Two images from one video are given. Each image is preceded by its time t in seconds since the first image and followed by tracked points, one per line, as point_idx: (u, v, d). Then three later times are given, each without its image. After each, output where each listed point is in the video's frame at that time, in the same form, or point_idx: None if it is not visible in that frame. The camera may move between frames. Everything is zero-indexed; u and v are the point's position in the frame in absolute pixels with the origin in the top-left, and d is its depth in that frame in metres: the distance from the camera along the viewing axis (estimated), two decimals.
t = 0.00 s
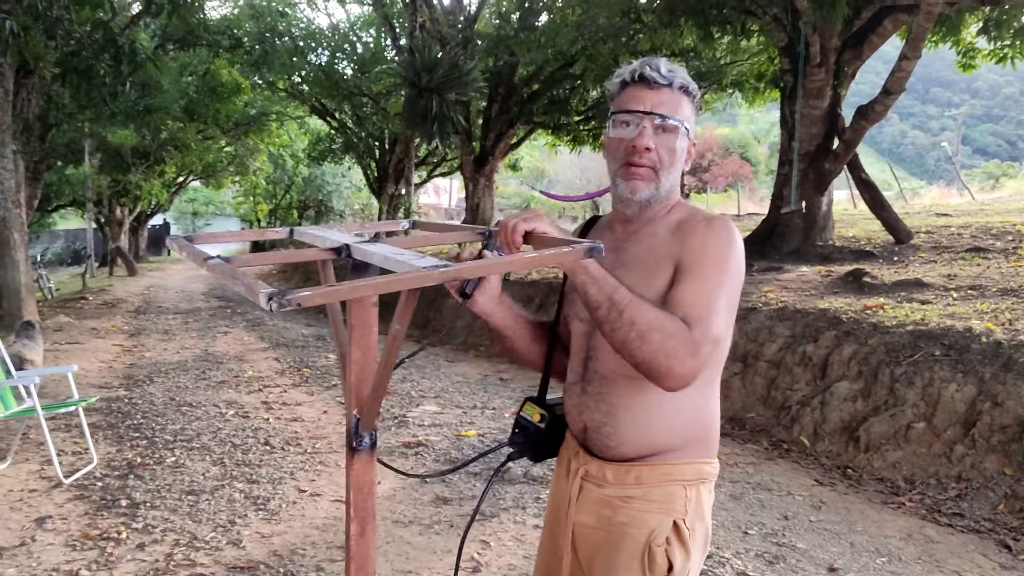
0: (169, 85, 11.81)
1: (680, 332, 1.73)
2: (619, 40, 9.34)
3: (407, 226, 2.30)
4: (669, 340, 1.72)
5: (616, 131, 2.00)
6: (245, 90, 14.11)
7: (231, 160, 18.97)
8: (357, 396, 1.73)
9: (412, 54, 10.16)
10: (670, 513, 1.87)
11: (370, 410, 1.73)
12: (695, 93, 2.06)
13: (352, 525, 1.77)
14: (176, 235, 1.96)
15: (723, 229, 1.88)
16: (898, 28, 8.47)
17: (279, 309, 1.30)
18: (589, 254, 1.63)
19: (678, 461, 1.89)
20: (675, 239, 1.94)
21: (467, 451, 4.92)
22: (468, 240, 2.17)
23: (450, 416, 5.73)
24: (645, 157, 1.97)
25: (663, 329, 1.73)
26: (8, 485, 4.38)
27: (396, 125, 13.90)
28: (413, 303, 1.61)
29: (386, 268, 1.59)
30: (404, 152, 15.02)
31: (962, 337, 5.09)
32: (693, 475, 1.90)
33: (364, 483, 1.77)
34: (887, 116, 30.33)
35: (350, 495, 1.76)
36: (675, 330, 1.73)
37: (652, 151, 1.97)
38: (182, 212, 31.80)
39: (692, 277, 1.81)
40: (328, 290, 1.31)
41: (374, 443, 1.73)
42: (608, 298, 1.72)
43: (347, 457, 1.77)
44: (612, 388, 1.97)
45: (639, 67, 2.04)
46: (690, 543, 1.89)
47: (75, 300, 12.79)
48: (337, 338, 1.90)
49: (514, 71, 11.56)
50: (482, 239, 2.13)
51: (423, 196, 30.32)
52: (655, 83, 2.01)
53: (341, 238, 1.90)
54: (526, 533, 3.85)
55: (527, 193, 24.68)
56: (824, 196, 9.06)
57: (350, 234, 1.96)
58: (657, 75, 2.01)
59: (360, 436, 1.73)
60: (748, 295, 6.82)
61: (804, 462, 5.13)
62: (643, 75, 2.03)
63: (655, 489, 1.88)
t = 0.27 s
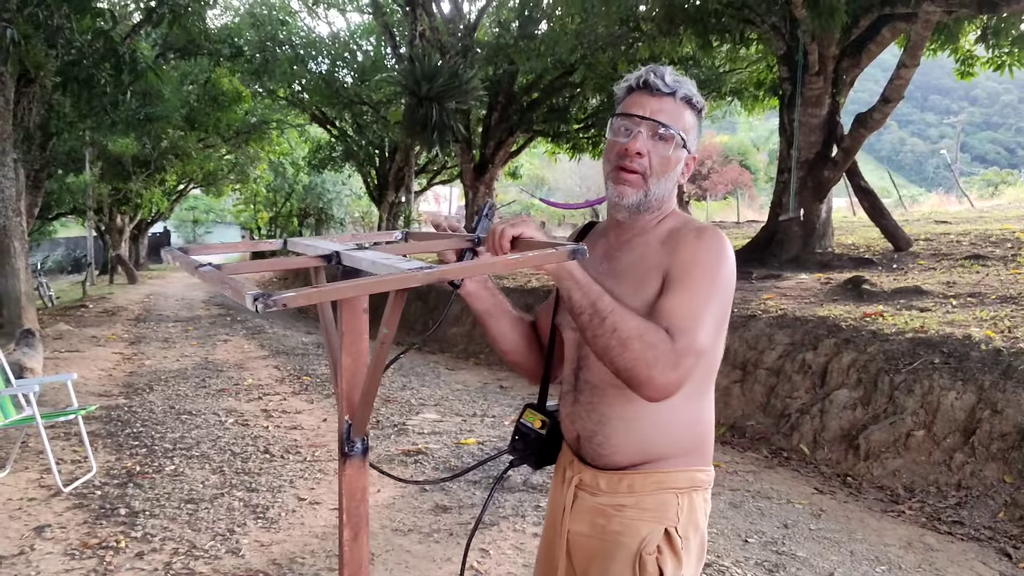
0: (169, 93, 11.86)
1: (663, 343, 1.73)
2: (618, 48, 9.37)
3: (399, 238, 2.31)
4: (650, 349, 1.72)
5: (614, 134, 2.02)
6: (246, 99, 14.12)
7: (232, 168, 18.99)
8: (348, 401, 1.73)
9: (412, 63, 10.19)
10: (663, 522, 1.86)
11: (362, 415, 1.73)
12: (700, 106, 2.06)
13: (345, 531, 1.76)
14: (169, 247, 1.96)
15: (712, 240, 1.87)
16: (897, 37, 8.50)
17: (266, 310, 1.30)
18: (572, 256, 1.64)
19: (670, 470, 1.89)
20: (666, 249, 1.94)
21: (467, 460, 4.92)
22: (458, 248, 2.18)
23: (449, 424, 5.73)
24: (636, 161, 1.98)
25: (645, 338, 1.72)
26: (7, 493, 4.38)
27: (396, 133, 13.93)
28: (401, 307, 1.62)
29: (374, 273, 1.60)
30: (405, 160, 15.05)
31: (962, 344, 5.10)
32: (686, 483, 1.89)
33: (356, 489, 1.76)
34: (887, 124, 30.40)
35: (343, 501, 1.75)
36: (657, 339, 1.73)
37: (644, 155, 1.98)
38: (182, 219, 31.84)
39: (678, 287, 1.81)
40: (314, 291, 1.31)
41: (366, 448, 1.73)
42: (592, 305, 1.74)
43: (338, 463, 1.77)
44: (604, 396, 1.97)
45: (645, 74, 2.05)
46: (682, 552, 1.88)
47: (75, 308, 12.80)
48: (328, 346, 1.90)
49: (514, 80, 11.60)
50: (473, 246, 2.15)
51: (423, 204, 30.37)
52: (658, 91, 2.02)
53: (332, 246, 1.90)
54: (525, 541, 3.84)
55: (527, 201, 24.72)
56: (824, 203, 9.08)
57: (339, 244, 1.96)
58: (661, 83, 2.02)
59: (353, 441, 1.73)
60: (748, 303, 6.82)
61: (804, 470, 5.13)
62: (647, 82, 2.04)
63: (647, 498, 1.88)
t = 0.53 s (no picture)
0: (168, 101, 11.89)
1: (642, 354, 1.73)
2: (616, 57, 9.40)
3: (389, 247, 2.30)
4: (628, 359, 1.72)
5: (611, 146, 2.03)
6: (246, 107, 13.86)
7: (230, 176, 19.01)
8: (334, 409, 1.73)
9: (410, 72, 10.22)
10: (653, 533, 1.86)
11: (347, 424, 1.73)
12: (695, 118, 2.07)
13: (332, 539, 1.76)
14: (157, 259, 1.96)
15: (702, 254, 1.87)
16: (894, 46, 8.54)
17: (240, 316, 1.31)
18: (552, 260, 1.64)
19: (662, 481, 1.89)
20: (656, 262, 1.94)
21: (465, 469, 4.91)
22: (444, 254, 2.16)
23: (447, 433, 5.71)
24: (635, 173, 1.99)
25: (624, 348, 1.73)
26: (3, 503, 4.36)
27: (394, 141, 13.96)
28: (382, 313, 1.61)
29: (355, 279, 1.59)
30: (403, 168, 15.07)
31: (959, 353, 5.10)
32: (677, 494, 1.89)
33: (343, 497, 1.77)
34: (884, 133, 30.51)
35: (330, 509, 1.75)
36: (637, 350, 1.73)
37: (643, 167, 1.98)
38: (181, 227, 31.85)
39: (664, 299, 1.81)
40: (288, 298, 1.31)
41: (352, 456, 1.73)
42: (573, 312, 1.76)
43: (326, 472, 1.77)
44: (594, 408, 1.98)
45: (641, 85, 2.06)
46: (673, 563, 1.88)
47: (72, 317, 12.78)
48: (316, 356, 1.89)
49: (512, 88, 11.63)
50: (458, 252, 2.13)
51: (421, 212, 30.41)
52: (655, 102, 2.02)
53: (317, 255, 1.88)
54: (523, 551, 3.83)
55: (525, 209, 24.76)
56: (821, 212, 9.09)
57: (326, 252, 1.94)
58: (658, 95, 2.03)
59: (339, 449, 1.73)
60: (745, 311, 6.82)
61: (802, 479, 5.12)
62: (643, 93, 2.05)
63: (638, 508, 1.88)
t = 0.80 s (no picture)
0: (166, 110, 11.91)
1: (624, 359, 1.73)
2: (614, 66, 9.43)
3: (375, 255, 2.25)
4: (609, 366, 1.72)
5: (600, 153, 2.03)
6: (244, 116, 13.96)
7: (228, 185, 19.03)
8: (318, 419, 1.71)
9: (409, 81, 10.25)
10: (647, 541, 1.86)
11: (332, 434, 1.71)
12: (683, 125, 2.09)
13: (319, 551, 1.73)
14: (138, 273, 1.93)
15: (690, 262, 1.87)
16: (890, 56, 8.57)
17: (216, 327, 1.30)
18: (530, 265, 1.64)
19: (655, 489, 1.89)
20: (644, 270, 1.94)
21: (462, 478, 4.90)
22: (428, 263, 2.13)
23: (445, 443, 5.70)
24: (624, 180, 1.99)
25: (606, 355, 1.73)
26: None
27: (393, 149, 14.00)
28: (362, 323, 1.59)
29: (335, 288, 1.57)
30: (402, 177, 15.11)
31: (957, 362, 5.10)
32: (671, 502, 1.89)
33: (330, 508, 1.74)
34: (881, 142, 30.61)
35: (316, 519, 1.73)
36: (619, 357, 1.73)
37: (633, 174, 1.99)
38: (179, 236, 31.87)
39: (650, 307, 1.80)
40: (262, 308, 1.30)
41: (337, 466, 1.70)
42: (552, 319, 1.77)
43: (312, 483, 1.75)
44: (584, 418, 1.98)
45: (629, 91, 2.07)
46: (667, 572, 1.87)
47: (69, 326, 12.76)
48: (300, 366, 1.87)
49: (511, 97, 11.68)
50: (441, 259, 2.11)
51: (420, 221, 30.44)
52: (643, 109, 2.04)
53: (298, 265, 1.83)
54: (520, 561, 3.82)
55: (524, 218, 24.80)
56: (819, 221, 9.11)
57: (307, 261, 1.89)
58: (646, 101, 2.04)
59: (324, 460, 1.71)
60: (743, 320, 6.82)
61: (800, 488, 5.11)
62: (631, 100, 2.06)
63: (631, 517, 1.87)
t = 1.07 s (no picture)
0: (164, 119, 11.94)
1: (614, 371, 1.74)
2: (610, 75, 9.47)
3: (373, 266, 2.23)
4: (600, 378, 1.73)
5: (588, 165, 2.05)
6: (241, 124, 14.09)
7: (226, 193, 19.04)
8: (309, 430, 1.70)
9: (406, 89, 10.27)
10: (641, 554, 1.86)
11: (324, 444, 1.69)
12: (669, 134, 2.09)
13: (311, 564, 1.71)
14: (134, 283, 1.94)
15: (679, 274, 1.88)
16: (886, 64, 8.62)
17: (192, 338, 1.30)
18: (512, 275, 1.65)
19: (649, 500, 1.89)
20: (633, 283, 1.95)
21: (458, 487, 4.89)
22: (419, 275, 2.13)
23: (442, 451, 5.69)
24: (612, 192, 2.00)
25: (596, 366, 1.74)
26: None
27: (390, 157, 14.05)
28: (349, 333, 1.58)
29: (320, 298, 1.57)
30: (400, 185, 15.19)
31: (953, 370, 5.11)
32: (664, 513, 1.89)
33: (321, 519, 1.71)
34: (877, 150, 30.73)
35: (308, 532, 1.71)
36: (609, 368, 1.74)
37: (620, 185, 2.00)
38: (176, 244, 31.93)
39: (640, 319, 1.81)
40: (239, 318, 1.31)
41: (328, 478, 1.69)
42: (545, 328, 1.78)
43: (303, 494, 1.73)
44: (577, 431, 1.98)
45: (615, 103, 2.08)
46: None
47: (65, 334, 12.74)
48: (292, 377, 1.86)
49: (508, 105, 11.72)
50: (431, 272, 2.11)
51: (417, 228, 30.50)
52: (630, 120, 2.04)
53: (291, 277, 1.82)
54: (517, 571, 3.81)
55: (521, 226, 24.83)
56: (815, 229, 9.14)
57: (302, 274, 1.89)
58: (632, 112, 2.04)
59: (316, 471, 1.69)
60: (740, 328, 6.83)
61: (797, 497, 5.11)
62: (617, 111, 2.07)
63: (625, 529, 1.87)
